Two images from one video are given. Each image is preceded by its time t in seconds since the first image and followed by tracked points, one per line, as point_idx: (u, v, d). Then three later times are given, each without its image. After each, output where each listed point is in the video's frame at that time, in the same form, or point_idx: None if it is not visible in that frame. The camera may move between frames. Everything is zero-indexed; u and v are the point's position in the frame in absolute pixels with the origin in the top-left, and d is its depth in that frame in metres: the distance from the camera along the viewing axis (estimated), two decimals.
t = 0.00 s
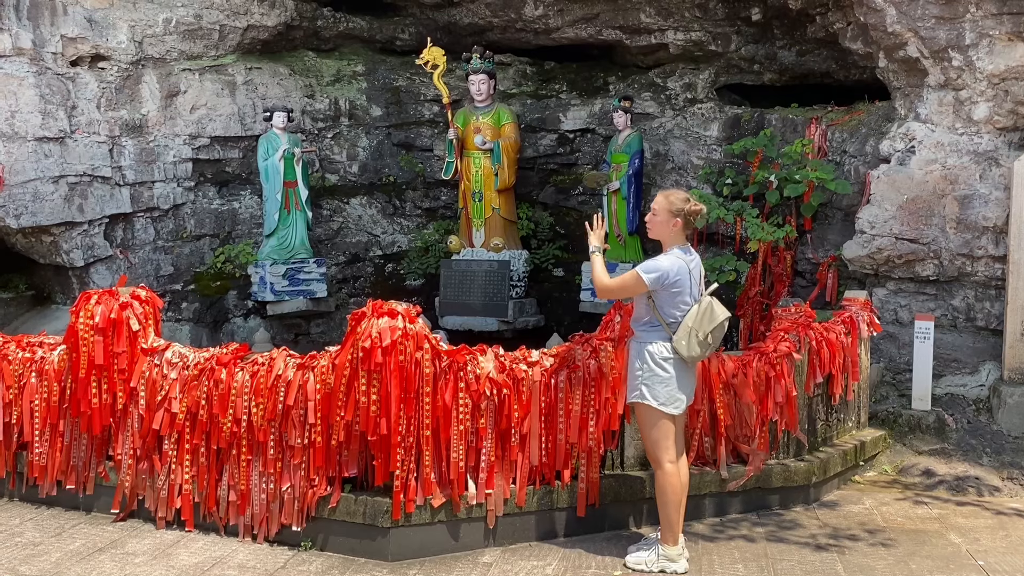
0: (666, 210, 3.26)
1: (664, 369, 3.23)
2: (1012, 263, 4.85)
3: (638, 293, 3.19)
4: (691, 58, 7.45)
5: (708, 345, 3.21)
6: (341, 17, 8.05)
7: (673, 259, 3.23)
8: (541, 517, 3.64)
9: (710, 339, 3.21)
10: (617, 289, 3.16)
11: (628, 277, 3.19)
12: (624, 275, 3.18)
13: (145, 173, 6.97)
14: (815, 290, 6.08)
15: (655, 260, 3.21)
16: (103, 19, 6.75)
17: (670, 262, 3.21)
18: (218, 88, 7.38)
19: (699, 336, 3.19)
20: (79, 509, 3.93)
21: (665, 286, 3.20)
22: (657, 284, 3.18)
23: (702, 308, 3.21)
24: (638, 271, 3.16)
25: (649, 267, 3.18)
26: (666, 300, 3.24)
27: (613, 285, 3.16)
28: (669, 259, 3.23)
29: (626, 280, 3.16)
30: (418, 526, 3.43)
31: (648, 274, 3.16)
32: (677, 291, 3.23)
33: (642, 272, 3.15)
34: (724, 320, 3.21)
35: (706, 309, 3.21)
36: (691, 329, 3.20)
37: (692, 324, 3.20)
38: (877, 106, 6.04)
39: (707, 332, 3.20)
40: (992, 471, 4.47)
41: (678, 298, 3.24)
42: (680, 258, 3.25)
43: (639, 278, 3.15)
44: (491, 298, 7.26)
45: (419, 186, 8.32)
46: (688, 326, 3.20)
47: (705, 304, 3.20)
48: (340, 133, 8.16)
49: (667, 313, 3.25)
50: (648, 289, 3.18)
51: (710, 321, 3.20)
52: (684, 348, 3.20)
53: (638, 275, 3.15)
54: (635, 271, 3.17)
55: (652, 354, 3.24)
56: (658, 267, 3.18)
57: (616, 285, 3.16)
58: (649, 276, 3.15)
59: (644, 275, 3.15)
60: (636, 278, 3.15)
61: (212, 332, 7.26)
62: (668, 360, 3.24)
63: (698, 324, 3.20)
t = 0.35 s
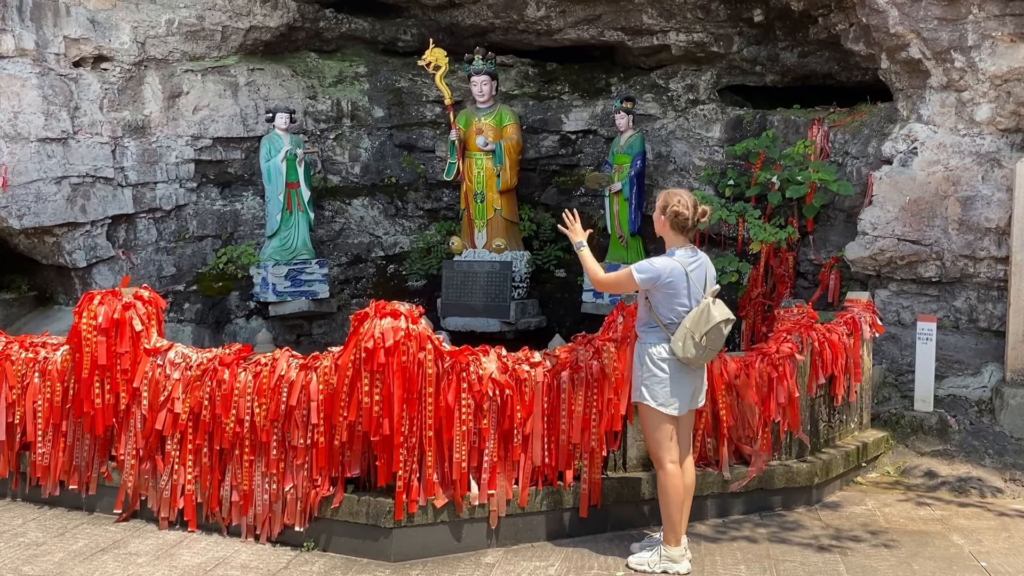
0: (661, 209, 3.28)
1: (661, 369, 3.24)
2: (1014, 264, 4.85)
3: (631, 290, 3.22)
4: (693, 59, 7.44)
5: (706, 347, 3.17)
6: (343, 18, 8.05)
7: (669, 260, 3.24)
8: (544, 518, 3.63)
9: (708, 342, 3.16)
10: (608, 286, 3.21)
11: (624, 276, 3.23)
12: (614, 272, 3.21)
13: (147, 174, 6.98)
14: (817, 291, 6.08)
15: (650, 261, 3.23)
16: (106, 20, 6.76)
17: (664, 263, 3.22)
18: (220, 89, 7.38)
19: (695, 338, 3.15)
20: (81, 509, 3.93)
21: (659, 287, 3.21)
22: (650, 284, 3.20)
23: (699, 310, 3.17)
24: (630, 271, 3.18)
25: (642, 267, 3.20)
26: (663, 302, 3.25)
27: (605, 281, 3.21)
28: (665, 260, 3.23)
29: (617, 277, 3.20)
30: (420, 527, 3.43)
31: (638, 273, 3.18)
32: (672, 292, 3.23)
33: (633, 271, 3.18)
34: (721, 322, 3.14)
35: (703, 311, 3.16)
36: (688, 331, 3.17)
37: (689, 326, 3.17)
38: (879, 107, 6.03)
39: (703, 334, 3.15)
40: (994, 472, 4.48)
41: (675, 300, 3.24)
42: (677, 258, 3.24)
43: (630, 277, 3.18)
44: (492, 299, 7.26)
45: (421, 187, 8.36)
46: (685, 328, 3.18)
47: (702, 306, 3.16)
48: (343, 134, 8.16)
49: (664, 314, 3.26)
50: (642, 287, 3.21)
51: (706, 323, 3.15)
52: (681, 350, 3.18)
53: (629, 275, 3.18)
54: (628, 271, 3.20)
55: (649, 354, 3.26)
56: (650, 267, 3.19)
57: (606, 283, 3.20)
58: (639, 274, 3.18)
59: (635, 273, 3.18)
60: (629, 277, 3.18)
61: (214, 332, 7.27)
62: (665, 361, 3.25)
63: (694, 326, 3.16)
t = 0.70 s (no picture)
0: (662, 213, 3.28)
1: (668, 370, 3.25)
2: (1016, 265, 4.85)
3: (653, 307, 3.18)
4: (695, 60, 7.46)
5: (714, 345, 3.17)
6: (345, 19, 8.06)
7: (669, 259, 3.23)
8: (546, 519, 3.64)
9: (715, 341, 3.17)
10: (639, 317, 3.15)
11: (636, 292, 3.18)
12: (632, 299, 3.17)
13: (149, 175, 6.99)
14: (818, 292, 6.09)
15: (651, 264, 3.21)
16: (108, 21, 6.77)
17: (666, 263, 3.20)
18: (222, 90, 7.40)
19: (702, 337, 3.16)
20: (84, 510, 3.94)
21: (666, 290, 3.20)
22: (660, 288, 3.18)
23: (704, 309, 3.18)
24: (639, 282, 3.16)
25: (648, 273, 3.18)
26: (668, 303, 3.24)
27: (635, 316, 3.15)
28: (665, 260, 3.22)
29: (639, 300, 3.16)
30: (422, 527, 3.44)
31: (649, 282, 3.15)
32: (678, 293, 3.22)
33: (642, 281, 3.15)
34: (727, 319, 3.16)
35: (708, 310, 3.18)
36: (694, 331, 3.17)
37: (695, 325, 3.18)
38: (881, 108, 6.03)
39: (710, 333, 3.16)
40: (996, 474, 4.48)
41: (681, 301, 3.23)
42: (677, 258, 3.24)
43: (645, 291, 3.15)
44: (494, 300, 7.26)
45: (422, 188, 8.36)
46: (691, 328, 3.18)
47: (707, 305, 3.17)
48: (344, 135, 8.17)
49: (670, 315, 3.25)
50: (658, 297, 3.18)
51: (712, 321, 3.16)
52: (689, 350, 3.18)
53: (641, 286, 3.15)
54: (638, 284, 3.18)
55: (657, 355, 3.26)
56: (657, 270, 3.17)
57: (633, 314, 3.15)
58: (651, 284, 3.15)
59: (647, 284, 3.15)
60: (645, 293, 3.15)
61: (216, 333, 7.28)
62: (672, 361, 3.25)
63: (700, 325, 3.17)
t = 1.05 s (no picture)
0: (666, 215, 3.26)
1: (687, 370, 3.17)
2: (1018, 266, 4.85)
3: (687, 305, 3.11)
4: (696, 61, 7.47)
5: (728, 340, 3.17)
6: (346, 20, 8.07)
7: (676, 257, 3.20)
8: (547, 519, 3.64)
9: (729, 336, 3.17)
10: (687, 315, 3.05)
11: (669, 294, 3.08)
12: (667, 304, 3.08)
13: (150, 176, 7.00)
14: (820, 293, 6.09)
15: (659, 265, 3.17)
16: (110, 22, 6.77)
17: (677, 260, 3.17)
18: (224, 91, 7.41)
19: (717, 333, 3.16)
20: (86, 510, 3.94)
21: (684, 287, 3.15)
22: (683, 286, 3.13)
23: (713, 304, 3.19)
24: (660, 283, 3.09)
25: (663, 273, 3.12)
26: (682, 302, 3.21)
27: (685, 317, 3.05)
28: (672, 258, 3.19)
29: (675, 301, 3.06)
30: (424, 527, 3.44)
31: (673, 280, 3.08)
32: (691, 292, 3.20)
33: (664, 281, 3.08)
34: (739, 312, 3.17)
35: (718, 305, 3.19)
36: (707, 327, 3.17)
37: (707, 321, 3.18)
38: (882, 109, 6.03)
39: (724, 327, 3.16)
40: (998, 474, 4.48)
41: (693, 297, 3.21)
42: (684, 255, 3.21)
43: (673, 289, 3.07)
44: (495, 300, 7.26)
45: (423, 189, 8.35)
46: (704, 324, 3.18)
47: (716, 300, 3.18)
48: (345, 136, 8.18)
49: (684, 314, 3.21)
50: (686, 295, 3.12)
51: (724, 316, 3.17)
52: (704, 348, 3.17)
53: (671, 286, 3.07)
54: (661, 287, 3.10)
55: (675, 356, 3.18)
56: (675, 268, 3.13)
57: (679, 315, 3.05)
58: (676, 283, 3.08)
59: (671, 282, 3.08)
60: (674, 291, 3.07)
61: (217, 334, 7.29)
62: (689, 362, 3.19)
63: (712, 320, 3.17)
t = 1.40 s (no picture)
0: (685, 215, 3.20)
1: (708, 373, 3.20)
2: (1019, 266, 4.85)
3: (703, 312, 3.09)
4: (696, 61, 7.47)
5: (745, 342, 3.24)
6: (346, 20, 8.07)
7: (697, 259, 3.15)
8: (547, 519, 3.63)
9: (747, 337, 3.24)
10: (702, 325, 3.03)
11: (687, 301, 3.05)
12: (685, 311, 3.04)
13: (151, 176, 6.99)
14: (821, 292, 6.08)
15: (680, 267, 3.11)
16: (110, 22, 6.77)
17: (699, 263, 3.12)
18: (224, 91, 7.41)
19: (738, 335, 3.21)
20: (86, 510, 3.94)
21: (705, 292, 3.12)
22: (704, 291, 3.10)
23: (733, 306, 3.23)
24: (682, 288, 3.04)
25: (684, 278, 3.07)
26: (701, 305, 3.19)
27: (698, 327, 3.03)
28: (694, 260, 3.13)
29: (692, 309, 3.03)
30: (425, 527, 3.43)
31: (696, 287, 3.05)
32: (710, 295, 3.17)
33: (686, 287, 3.04)
34: (756, 316, 3.25)
35: (737, 307, 3.23)
36: (729, 329, 3.21)
37: (728, 323, 3.22)
38: (882, 108, 6.03)
39: (743, 329, 3.22)
40: (999, 474, 4.47)
41: (712, 300, 3.20)
42: (705, 256, 3.17)
43: (694, 296, 3.03)
44: (495, 300, 7.26)
45: (424, 189, 8.34)
46: (725, 326, 3.21)
47: (736, 302, 3.21)
48: (346, 136, 8.19)
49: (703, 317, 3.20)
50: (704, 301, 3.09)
51: (744, 317, 3.23)
52: (727, 350, 3.21)
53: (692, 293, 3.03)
54: (681, 292, 3.06)
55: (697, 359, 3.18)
56: (697, 272, 3.09)
57: (693, 324, 3.03)
58: (699, 289, 3.05)
59: (693, 288, 3.04)
60: (695, 299, 3.03)
61: (218, 334, 7.28)
62: (712, 365, 3.21)
63: (734, 322, 3.22)
